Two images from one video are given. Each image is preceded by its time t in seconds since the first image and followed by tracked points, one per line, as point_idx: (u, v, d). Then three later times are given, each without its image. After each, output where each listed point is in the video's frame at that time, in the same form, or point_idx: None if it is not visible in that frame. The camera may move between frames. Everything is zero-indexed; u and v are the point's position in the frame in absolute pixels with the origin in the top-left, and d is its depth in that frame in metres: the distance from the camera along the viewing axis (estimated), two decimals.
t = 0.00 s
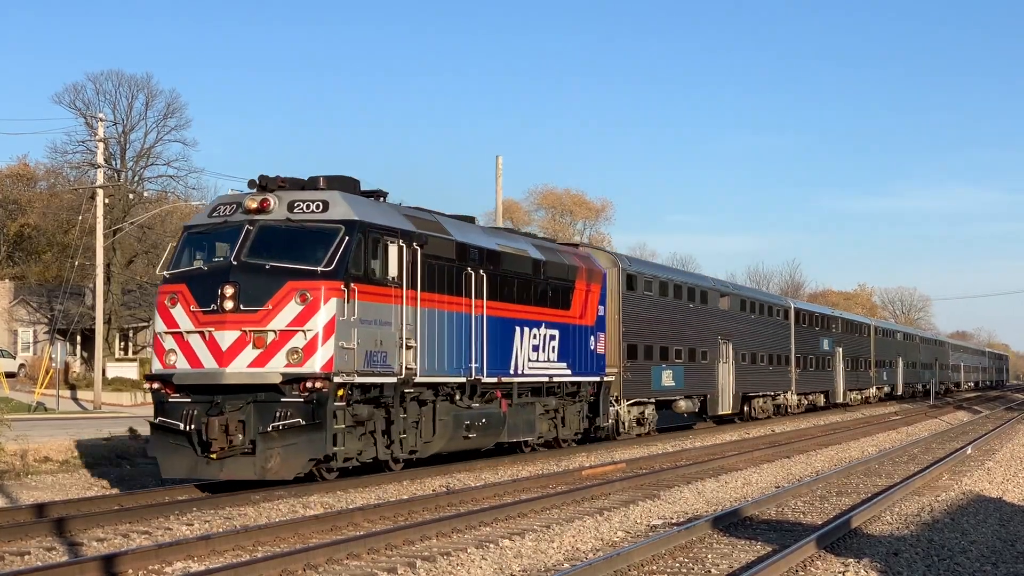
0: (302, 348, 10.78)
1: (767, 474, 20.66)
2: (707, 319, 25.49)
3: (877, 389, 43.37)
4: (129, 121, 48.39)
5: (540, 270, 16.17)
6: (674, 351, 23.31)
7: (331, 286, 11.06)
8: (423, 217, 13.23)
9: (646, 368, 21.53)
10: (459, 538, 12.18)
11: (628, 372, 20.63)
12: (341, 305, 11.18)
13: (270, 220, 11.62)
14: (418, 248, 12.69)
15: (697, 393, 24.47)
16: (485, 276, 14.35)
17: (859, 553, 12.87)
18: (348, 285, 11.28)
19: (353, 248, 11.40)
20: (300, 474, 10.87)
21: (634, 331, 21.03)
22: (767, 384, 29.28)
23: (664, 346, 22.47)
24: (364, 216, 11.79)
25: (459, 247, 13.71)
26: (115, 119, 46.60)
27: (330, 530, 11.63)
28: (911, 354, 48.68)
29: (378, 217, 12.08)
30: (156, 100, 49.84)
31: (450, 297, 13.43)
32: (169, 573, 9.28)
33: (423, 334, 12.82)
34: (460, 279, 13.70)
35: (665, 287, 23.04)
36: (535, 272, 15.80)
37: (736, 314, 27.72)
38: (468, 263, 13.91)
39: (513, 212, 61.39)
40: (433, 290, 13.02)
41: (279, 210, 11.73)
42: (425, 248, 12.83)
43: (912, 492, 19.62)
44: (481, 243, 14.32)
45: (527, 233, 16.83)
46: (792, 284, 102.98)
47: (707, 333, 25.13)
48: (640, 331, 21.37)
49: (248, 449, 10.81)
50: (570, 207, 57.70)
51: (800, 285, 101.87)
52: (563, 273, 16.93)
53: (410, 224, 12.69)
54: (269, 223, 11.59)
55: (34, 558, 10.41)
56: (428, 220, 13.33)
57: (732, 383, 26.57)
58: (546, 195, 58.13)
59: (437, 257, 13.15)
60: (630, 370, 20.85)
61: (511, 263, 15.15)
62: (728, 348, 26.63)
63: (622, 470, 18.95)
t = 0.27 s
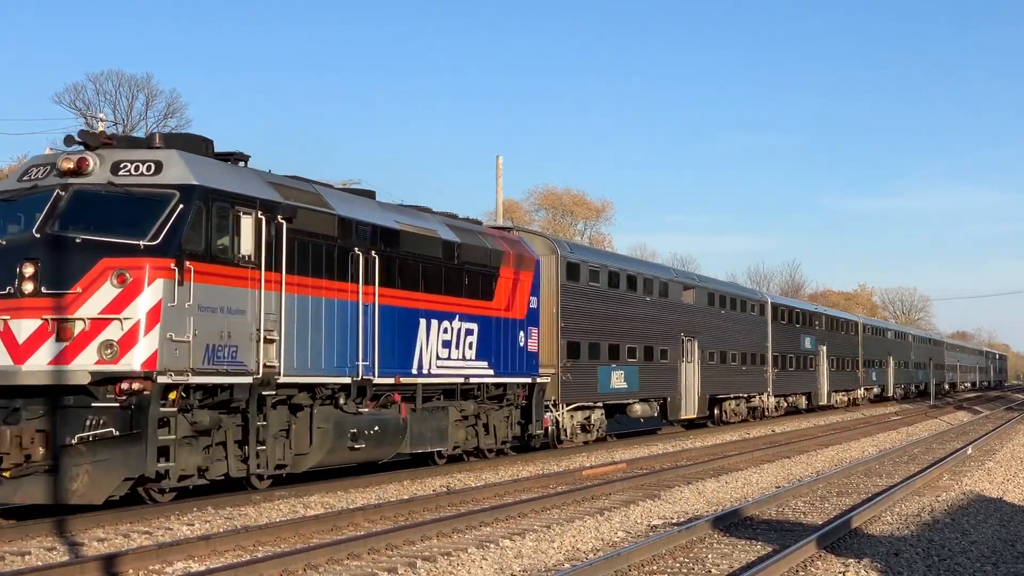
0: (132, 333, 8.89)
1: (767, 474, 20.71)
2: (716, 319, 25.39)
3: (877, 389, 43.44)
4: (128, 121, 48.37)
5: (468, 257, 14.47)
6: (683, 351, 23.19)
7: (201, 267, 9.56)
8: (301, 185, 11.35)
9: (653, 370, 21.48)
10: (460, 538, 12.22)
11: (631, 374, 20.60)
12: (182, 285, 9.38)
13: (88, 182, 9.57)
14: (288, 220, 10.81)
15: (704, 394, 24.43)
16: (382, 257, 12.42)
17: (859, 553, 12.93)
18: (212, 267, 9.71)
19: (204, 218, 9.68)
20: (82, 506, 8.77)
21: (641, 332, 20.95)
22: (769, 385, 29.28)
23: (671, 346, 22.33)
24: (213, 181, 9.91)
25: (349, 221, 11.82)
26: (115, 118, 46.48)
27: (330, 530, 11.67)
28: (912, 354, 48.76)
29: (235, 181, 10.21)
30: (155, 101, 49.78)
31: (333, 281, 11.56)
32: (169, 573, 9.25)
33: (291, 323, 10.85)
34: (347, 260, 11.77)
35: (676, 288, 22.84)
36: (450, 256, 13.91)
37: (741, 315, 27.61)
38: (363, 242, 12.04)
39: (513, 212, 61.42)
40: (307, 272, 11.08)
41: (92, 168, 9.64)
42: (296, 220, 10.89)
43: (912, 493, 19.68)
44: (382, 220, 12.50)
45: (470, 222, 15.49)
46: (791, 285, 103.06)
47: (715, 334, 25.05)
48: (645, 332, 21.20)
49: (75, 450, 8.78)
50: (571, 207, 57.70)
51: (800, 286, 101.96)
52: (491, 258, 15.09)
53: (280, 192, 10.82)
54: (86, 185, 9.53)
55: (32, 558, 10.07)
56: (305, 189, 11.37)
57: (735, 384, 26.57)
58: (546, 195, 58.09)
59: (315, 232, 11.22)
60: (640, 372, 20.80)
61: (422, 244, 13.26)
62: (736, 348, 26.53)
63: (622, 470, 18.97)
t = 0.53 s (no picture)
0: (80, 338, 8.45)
1: (767, 474, 20.58)
2: (710, 317, 25.14)
3: (876, 389, 43.33)
4: (127, 120, 48.11)
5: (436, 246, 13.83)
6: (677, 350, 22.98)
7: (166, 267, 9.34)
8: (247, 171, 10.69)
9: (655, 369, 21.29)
10: (460, 538, 12.06)
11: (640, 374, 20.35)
12: (130, 284, 8.97)
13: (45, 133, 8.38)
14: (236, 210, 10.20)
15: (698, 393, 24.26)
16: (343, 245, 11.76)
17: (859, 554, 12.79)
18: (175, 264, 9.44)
19: (100, 222, 8.67)
20: (19, 505, 7.93)
21: (642, 328, 20.61)
22: (768, 385, 29.12)
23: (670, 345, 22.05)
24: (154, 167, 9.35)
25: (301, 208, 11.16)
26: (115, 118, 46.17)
27: (330, 530, 11.49)
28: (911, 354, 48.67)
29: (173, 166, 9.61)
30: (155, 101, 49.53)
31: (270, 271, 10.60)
32: (170, 573, 9.05)
33: (203, 318, 9.77)
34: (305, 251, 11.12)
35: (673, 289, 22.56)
36: (414, 246, 13.23)
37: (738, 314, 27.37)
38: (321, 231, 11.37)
39: (513, 212, 61.24)
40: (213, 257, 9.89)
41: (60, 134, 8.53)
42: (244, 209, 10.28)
43: (913, 493, 19.55)
44: (338, 208, 11.83)
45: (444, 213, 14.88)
46: (791, 285, 102.97)
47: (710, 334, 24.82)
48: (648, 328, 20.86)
49: (1, 420, 8.02)
50: (571, 207, 57.50)
51: (800, 286, 101.84)
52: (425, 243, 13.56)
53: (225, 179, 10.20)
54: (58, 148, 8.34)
55: (33, 559, 9.53)
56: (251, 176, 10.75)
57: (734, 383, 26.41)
58: (546, 195, 57.82)
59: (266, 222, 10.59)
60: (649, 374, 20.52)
61: (384, 234, 12.58)
62: (727, 349, 26.36)
63: (622, 470, 18.80)
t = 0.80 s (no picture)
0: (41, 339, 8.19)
1: (767, 474, 20.45)
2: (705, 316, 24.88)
3: (875, 390, 43.23)
4: (127, 119, 47.89)
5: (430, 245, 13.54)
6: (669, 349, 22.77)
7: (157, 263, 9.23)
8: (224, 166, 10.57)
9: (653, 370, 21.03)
10: (460, 539, 11.79)
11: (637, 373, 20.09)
12: (148, 291, 9.10)
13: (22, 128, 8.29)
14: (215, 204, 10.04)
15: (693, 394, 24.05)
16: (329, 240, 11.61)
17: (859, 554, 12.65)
18: (166, 263, 9.32)
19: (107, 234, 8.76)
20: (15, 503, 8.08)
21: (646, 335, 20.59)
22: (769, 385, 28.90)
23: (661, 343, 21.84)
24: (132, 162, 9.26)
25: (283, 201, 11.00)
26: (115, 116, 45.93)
27: (330, 531, 11.00)
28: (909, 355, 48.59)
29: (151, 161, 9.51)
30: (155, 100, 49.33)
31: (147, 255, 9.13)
32: (171, 573, 8.66)
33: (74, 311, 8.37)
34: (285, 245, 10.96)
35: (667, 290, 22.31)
36: (299, 225, 11.18)
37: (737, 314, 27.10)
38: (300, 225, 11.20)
39: (513, 212, 61.06)
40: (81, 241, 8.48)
41: (62, 139, 8.66)
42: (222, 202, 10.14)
43: (913, 492, 19.42)
44: (268, 190, 10.81)
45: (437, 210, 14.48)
46: (791, 286, 102.87)
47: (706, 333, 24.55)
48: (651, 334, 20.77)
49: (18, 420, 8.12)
50: (571, 207, 57.31)
51: (800, 287, 101.70)
52: (296, 221, 11.10)
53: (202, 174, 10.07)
54: (26, 145, 8.15)
55: (32, 560, 8.94)
56: (230, 169, 10.56)
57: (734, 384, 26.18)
58: (546, 195, 57.57)
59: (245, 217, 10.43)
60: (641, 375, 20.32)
61: (312, 216, 11.42)
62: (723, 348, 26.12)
63: (622, 470, 18.54)
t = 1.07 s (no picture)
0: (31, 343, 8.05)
1: (767, 474, 20.21)
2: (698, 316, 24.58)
3: (874, 390, 43.00)
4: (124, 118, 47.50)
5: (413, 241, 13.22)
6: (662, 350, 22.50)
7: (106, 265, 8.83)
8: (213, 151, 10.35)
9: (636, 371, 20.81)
10: (459, 539, 11.52)
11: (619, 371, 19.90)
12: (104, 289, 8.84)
13: None
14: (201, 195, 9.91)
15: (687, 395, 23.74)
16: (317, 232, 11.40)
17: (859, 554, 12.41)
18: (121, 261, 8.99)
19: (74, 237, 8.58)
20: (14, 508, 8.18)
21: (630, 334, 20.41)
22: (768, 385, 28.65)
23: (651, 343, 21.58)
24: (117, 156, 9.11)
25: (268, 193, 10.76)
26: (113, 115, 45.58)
27: (330, 530, 10.67)
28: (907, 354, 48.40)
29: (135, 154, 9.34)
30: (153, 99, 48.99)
31: None
32: (171, 573, 8.33)
33: None
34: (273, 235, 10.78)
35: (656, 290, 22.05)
36: (117, 187, 9.01)
37: (732, 314, 26.83)
38: (289, 217, 11.02)
39: (512, 212, 60.79)
40: None
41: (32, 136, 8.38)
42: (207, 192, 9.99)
43: (914, 492, 19.19)
44: (69, 146, 8.59)
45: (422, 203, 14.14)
46: (790, 286, 102.65)
47: (699, 333, 24.26)
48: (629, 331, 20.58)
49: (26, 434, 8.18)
50: (570, 207, 57.03)
51: (800, 287, 101.49)
52: (106, 182, 8.85)
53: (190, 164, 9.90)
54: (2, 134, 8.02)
55: (33, 559, 8.42)
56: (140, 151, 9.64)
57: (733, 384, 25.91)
58: (545, 195, 57.27)
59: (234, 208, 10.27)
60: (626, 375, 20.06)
61: (134, 179, 9.21)
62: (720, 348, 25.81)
63: (622, 470, 18.25)
